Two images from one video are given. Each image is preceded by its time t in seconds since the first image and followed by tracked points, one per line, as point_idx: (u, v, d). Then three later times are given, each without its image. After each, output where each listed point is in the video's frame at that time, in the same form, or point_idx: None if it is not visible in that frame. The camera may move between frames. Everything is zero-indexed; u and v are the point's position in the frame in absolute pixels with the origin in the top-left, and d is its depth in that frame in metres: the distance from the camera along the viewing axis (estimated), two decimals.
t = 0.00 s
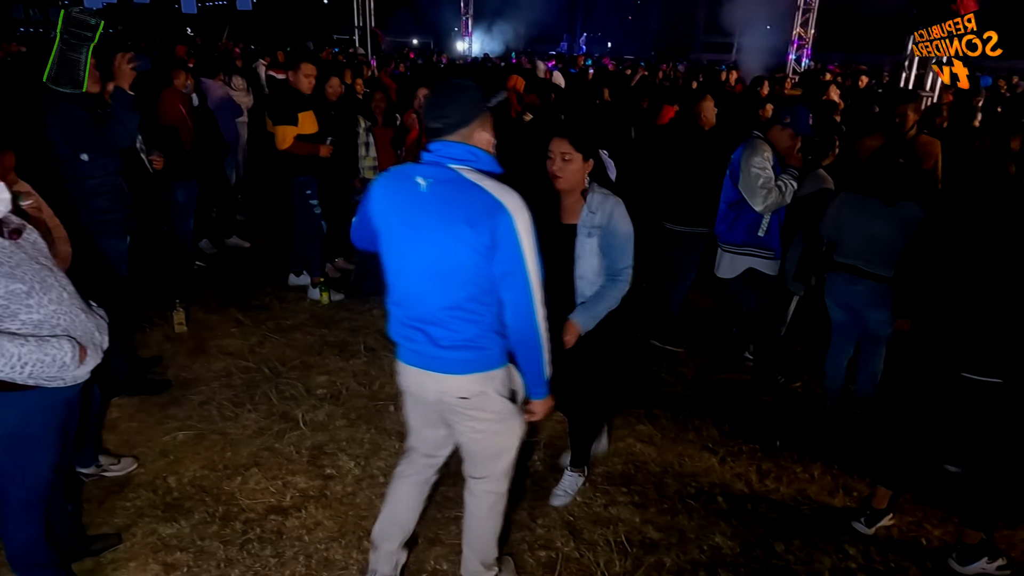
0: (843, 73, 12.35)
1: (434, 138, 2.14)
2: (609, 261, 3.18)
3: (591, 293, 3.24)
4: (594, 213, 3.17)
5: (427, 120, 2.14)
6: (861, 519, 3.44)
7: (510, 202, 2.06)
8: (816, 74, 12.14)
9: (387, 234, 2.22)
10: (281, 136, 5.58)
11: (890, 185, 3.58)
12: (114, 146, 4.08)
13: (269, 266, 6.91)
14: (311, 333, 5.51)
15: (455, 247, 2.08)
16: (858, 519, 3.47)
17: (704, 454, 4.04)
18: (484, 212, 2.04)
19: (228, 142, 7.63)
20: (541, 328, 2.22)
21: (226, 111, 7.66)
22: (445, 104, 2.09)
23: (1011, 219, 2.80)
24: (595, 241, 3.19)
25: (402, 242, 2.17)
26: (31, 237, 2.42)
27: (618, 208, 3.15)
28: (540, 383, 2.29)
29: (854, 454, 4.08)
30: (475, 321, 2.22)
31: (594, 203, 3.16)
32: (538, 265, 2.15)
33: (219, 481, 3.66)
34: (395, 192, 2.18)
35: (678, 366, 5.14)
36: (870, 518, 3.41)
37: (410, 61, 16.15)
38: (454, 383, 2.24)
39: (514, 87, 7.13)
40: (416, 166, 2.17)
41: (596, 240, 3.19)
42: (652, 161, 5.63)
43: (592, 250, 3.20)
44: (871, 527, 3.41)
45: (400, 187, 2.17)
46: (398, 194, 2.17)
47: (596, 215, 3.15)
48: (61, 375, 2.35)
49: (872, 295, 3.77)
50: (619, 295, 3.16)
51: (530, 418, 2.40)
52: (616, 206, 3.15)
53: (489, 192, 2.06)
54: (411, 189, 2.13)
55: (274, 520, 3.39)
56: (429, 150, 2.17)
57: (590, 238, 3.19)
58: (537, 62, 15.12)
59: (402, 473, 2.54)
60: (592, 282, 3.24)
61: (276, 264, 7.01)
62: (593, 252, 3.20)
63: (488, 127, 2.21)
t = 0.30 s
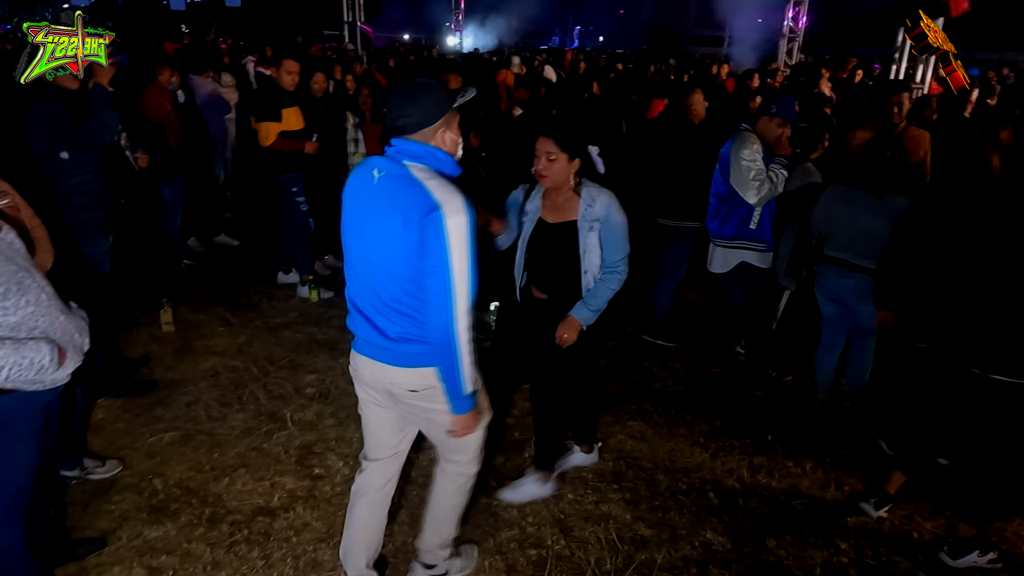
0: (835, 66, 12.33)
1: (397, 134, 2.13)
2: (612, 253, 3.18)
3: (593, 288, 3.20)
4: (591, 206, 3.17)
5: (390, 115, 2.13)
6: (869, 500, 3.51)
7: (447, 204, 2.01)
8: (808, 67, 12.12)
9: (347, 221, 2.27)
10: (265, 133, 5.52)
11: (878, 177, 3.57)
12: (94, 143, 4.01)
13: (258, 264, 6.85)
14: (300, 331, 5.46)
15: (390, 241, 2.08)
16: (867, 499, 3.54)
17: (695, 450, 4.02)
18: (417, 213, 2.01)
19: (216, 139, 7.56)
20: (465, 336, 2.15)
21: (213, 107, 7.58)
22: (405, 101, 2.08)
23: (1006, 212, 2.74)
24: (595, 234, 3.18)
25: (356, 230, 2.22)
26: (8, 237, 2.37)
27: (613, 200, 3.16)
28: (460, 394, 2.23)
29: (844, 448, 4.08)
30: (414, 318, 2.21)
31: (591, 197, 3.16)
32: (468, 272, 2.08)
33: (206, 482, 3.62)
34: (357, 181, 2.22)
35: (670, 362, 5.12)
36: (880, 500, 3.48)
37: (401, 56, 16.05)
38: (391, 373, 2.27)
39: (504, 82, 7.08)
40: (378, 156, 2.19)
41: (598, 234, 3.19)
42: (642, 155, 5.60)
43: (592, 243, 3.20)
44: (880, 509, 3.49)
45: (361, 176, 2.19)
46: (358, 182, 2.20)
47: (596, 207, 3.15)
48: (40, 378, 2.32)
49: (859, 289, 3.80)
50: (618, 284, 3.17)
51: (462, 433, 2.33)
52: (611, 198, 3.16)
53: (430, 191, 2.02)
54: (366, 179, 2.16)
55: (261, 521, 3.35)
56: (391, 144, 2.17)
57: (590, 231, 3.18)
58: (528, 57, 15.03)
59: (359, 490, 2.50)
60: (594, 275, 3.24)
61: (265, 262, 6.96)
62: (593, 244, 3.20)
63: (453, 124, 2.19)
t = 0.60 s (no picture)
0: (831, 66, 12.33)
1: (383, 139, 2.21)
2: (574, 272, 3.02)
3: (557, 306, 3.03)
4: (560, 220, 3.03)
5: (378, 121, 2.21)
6: (927, 526, 3.37)
7: (420, 210, 2.09)
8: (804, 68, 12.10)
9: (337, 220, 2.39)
10: (259, 138, 5.49)
11: (875, 181, 3.55)
12: (86, 151, 3.97)
13: (254, 270, 6.82)
14: (297, 337, 5.43)
15: (366, 242, 2.19)
16: (924, 525, 3.40)
17: (695, 456, 4.00)
18: (392, 216, 2.11)
19: (210, 144, 7.51)
20: (433, 337, 2.21)
21: (208, 112, 7.55)
22: (394, 107, 2.15)
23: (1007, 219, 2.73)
24: (558, 248, 3.04)
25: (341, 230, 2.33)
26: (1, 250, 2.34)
27: (584, 216, 3.00)
28: (431, 394, 2.27)
29: (845, 453, 4.06)
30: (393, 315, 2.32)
31: (560, 212, 3.03)
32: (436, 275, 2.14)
33: (203, 493, 3.58)
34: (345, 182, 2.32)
35: (669, 367, 5.10)
36: (935, 524, 3.34)
37: (396, 58, 16.01)
38: (375, 364, 2.41)
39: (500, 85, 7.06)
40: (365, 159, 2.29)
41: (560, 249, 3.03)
42: (639, 158, 5.57)
43: (552, 258, 3.06)
44: (938, 532, 3.34)
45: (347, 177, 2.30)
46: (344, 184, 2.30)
47: (561, 221, 3.01)
48: (33, 393, 2.28)
49: (856, 293, 3.78)
50: (581, 306, 2.98)
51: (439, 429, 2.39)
52: (581, 215, 2.99)
53: (405, 197, 2.11)
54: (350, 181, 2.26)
55: (259, 532, 3.32)
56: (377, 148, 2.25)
57: (552, 244, 3.04)
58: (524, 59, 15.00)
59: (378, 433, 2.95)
60: (556, 291, 3.10)
61: (261, 267, 6.92)
62: (557, 259, 3.05)
63: (439, 130, 2.27)
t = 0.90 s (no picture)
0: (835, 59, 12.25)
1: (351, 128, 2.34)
2: (603, 257, 3.10)
3: (592, 296, 3.11)
4: (584, 209, 3.10)
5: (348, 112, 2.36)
6: (951, 523, 3.31)
7: (363, 200, 2.16)
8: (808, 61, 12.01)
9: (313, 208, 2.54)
10: (260, 134, 5.45)
11: (887, 172, 3.49)
12: (84, 147, 3.93)
13: (256, 267, 6.78)
14: (299, 334, 5.39)
15: (322, 228, 2.30)
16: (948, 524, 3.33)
17: (703, 453, 3.95)
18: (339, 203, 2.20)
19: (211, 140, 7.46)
20: (377, 322, 2.25)
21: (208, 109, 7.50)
22: (374, 95, 2.29)
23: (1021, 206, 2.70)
24: (583, 236, 3.10)
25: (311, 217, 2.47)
26: None
27: (608, 202, 3.08)
28: (386, 375, 2.32)
29: (854, 448, 4.01)
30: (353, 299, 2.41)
31: (585, 201, 3.09)
32: (378, 261, 2.20)
33: (205, 493, 3.55)
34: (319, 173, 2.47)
35: (674, 362, 5.04)
36: (960, 522, 3.27)
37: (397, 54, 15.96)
38: (340, 346, 2.51)
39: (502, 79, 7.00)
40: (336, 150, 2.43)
41: (587, 237, 3.10)
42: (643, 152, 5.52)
43: (579, 246, 3.12)
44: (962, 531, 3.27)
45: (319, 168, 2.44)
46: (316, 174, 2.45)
47: (587, 210, 3.08)
48: (31, 393, 2.25)
49: (864, 285, 3.73)
50: (617, 291, 3.10)
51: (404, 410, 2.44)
52: (605, 201, 3.08)
53: (352, 184, 2.20)
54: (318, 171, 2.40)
55: (262, 532, 3.28)
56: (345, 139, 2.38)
57: (578, 233, 3.11)
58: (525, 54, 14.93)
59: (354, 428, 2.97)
60: (585, 279, 3.16)
61: (263, 264, 6.88)
62: (583, 247, 3.12)
63: (410, 129, 2.37)
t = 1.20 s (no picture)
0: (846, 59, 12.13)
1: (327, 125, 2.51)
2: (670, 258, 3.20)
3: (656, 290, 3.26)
4: (648, 213, 3.15)
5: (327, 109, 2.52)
6: (961, 534, 3.24)
7: (303, 190, 2.30)
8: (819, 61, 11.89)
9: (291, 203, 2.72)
10: (266, 130, 5.45)
11: (902, 175, 3.42)
12: (87, 143, 3.91)
13: (261, 263, 6.76)
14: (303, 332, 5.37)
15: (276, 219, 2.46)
16: (958, 534, 3.26)
17: (709, 458, 3.90)
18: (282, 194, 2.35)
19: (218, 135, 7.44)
20: (315, 309, 2.34)
21: (215, 104, 7.48)
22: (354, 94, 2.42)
23: None
24: (651, 240, 3.18)
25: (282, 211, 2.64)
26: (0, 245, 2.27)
27: (668, 204, 3.15)
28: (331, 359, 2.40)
29: (862, 456, 3.95)
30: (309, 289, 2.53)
31: (648, 207, 3.12)
32: (314, 249, 2.30)
33: (206, 492, 3.53)
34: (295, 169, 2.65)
35: (681, 364, 5.00)
36: (970, 533, 3.19)
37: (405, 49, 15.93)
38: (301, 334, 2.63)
39: (510, 77, 6.95)
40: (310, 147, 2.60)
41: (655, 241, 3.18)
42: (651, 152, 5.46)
43: (647, 250, 3.20)
44: (972, 543, 3.19)
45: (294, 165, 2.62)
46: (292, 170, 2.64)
47: (653, 214, 3.13)
48: (30, 392, 2.23)
49: (873, 290, 3.67)
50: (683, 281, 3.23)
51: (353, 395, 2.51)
52: (666, 203, 3.13)
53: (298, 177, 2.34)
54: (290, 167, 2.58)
55: (262, 532, 3.26)
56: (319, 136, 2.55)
57: (646, 239, 3.18)
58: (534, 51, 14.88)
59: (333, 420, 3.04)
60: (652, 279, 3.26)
61: (269, 260, 6.86)
62: (650, 250, 3.20)
63: (382, 129, 2.49)
